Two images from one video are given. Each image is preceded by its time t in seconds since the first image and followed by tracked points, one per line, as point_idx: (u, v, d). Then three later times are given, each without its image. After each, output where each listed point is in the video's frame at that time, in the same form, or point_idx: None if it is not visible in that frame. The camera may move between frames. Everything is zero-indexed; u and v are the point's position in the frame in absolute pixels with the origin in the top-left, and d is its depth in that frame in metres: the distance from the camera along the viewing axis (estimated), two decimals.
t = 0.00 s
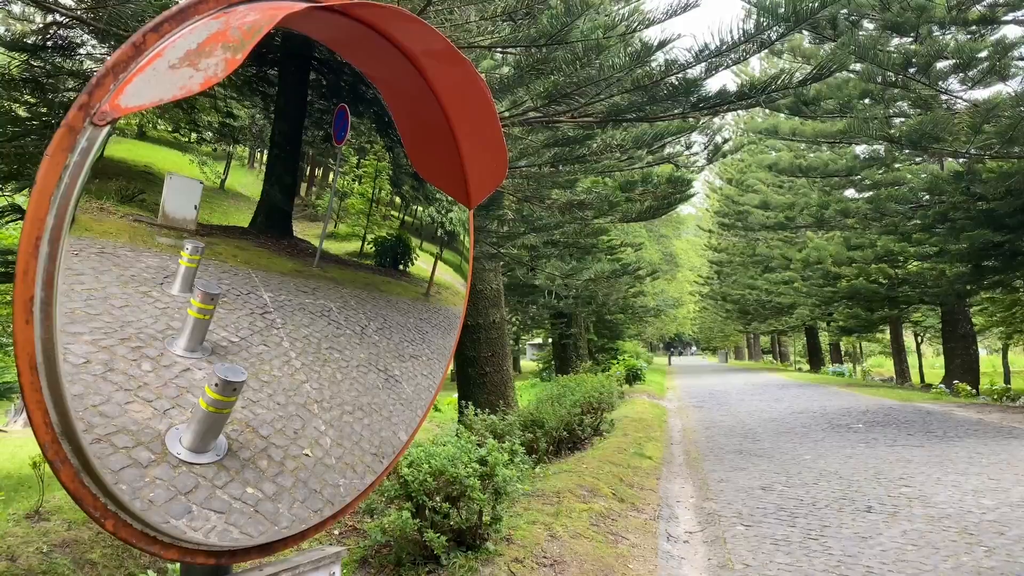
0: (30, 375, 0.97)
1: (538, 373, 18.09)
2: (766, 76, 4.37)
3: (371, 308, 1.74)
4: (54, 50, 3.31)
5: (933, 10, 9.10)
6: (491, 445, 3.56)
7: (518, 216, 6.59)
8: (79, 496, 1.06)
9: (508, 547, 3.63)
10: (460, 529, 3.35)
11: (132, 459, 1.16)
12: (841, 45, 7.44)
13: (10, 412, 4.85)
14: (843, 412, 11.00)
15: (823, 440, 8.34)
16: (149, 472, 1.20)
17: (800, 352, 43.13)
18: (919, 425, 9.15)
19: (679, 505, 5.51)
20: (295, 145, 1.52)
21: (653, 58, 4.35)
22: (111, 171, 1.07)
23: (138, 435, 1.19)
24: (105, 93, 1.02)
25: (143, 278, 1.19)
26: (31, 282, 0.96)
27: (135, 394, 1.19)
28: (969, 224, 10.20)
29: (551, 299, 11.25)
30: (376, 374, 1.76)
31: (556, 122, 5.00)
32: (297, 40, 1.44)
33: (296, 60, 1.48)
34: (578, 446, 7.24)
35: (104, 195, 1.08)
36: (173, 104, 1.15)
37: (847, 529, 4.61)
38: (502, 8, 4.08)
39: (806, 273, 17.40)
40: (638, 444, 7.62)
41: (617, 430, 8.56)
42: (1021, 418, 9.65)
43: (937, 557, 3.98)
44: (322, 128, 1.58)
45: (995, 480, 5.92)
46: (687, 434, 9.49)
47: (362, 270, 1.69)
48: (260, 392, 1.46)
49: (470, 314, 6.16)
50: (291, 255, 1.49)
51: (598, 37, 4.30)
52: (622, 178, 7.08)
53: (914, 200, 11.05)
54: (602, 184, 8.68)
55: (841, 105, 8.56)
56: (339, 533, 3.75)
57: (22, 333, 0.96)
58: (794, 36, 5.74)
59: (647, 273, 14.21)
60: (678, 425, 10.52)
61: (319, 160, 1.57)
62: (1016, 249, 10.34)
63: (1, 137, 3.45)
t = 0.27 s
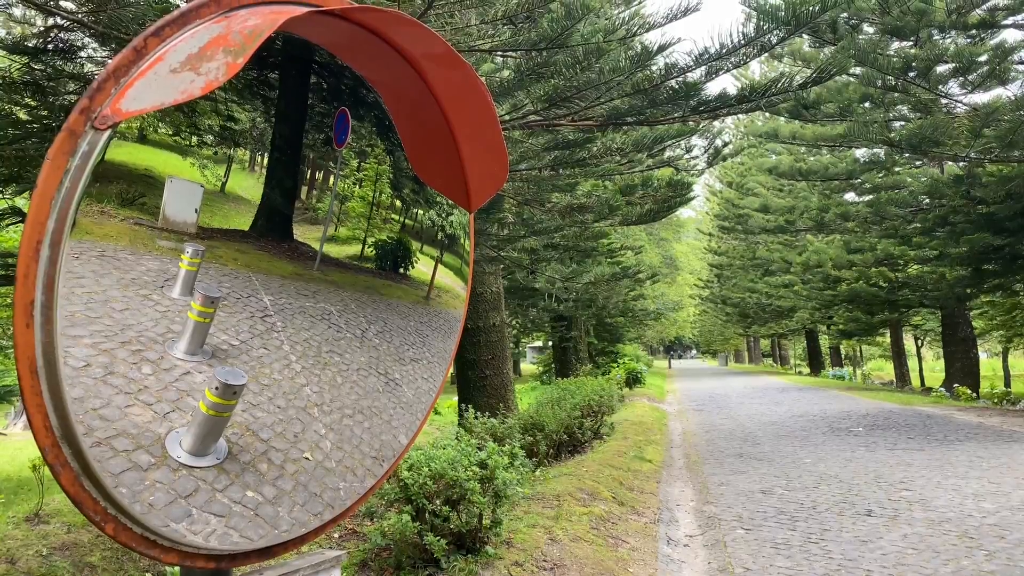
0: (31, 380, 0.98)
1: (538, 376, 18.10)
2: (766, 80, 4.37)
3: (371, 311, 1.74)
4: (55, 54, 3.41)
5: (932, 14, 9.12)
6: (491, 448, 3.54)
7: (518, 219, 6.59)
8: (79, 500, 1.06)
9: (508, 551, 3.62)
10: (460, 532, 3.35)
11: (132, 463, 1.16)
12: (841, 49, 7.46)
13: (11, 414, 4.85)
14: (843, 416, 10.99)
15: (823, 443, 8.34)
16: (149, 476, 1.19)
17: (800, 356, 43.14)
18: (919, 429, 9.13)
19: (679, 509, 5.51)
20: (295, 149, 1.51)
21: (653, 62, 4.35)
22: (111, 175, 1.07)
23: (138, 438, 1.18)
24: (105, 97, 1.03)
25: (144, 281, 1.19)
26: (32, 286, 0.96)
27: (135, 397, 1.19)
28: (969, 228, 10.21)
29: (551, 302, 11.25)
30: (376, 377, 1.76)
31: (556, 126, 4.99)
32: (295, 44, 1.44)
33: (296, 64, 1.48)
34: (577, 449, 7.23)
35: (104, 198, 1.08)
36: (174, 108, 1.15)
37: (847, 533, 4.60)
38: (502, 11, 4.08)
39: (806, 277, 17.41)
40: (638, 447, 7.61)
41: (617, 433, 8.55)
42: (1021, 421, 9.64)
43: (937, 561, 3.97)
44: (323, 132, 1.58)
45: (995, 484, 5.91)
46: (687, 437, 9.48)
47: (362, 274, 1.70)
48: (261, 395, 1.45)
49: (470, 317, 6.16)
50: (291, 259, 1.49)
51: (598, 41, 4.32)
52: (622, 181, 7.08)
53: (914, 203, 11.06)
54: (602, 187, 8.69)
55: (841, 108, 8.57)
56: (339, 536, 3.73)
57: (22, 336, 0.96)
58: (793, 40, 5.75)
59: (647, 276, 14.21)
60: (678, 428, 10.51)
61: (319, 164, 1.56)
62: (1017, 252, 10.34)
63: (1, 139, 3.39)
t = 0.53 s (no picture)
0: (34, 383, 0.98)
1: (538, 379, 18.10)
2: (766, 83, 4.38)
3: (372, 314, 1.74)
4: (56, 55, 3.40)
5: (931, 17, 9.15)
6: (491, 451, 3.54)
7: (518, 221, 6.59)
8: (80, 502, 1.06)
9: (508, 553, 3.63)
10: (460, 535, 3.35)
11: (132, 465, 1.16)
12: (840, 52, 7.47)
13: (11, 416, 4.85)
14: (842, 418, 10.99)
15: (822, 446, 8.34)
16: (150, 478, 1.19)
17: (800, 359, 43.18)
18: (919, 432, 9.12)
19: (679, 511, 5.51)
20: (296, 152, 1.51)
21: (653, 65, 4.35)
22: (114, 177, 1.07)
23: (139, 441, 1.18)
24: (108, 100, 1.03)
25: (145, 283, 1.19)
26: (35, 290, 0.97)
27: (136, 399, 1.19)
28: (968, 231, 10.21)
29: (551, 304, 11.26)
30: (377, 380, 1.76)
31: (556, 129, 4.99)
32: (295, 47, 1.44)
33: (297, 67, 1.48)
34: (577, 451, 7.23)
35: (106, 202, 1.08)
36: (176, 111, 1.15)
37: (847, 536, 4.59)
38: (503, 14, 4.08)
39: (806, 279, 17.42)
40: (637, 449, 7.60)
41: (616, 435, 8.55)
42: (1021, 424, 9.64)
43: (937, 564, 3.97)
44: (324, 135, 1.58)
45: (995, 487, 5.92)
46: (687, 440, 9.47)
47: (363, 276, 1.70)
48: (262, 398, 1.45)
49: (470, 319, 6.16)
50: (292, 261, 1.49)
51: (598, 44, 4.33)
52: (622, 184, 7.08)
53: (914, 206, 11.07)
54: (602, 190, 8.70)
55: (841, 111, 8.59)
56: (339, 539, 3.73)
57: (25, 337, 0.97)
58: (792, 43, 5.76)
59: (647, 278, 14.23)
60: (678, 430, 10.51)
61: (320, 166, 1.56)
62: (1016, 255, 10.35)
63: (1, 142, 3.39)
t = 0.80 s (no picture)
0: (36, 384, 0.98)
1: (537, 381, 18.10)
2: (765, 85, 4.38)
3: (372, 316, 1.75)
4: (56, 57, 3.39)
5: (930, 20, 9.17)
6: (491, 453, 3.54)
7: (517, 224, 6.60)
8: (82, 503, 1.06)
9: (507, 555, 3.63)
10: (458, 537, 3.34)
11: (132, 467, 1.16)
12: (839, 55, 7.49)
13: (10, 418, 4.84)
14: (842, 420, 10.99)
15: (822, 448, 8.33)
16: (150, 480, 1.20)
17: (799, 361, 43.20)
18: (918, 434, 9.13)
19: (678, 513, 5.50)
20: (296, 154, 1.51)
21: (652, 67, 4.36)
22: (116, 178, 1.08)
23: (138, 442, 1.19)
24: (109, 103, 1.03)
25: (145, 286, 1.20)
26: (37, 291, 0.97)
27: (136, 401, 1.19)
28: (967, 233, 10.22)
29: (550, 306, 11.25)
30: (377, 382, 1.76)
31: (556, 131, 4.99)
32: (296, 49, 1.45)
33: (297, 69, 1.48)
34: (576, 454, 7.23)
35: (106, 204, 1.08)
36: (177, 115, 1.16)
37: (846, 538, 4.60)
38: (502, 16, 4.08)
39: (805, 281, 17.43)
40: (636, 451, 7.60)
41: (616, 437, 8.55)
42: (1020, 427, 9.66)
43: (936, 566, 3.97)
44: (324, 137, 1.58)
45: (994, 489, 5.92)
46: (686, 442, 9.47)
47: (363, 279, 1.70)
48: (262, 400, 1.46)
49: (469, 321, 6.16)
50: (292, 264, 1.49)
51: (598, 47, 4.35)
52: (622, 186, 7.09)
53: (913, 209, 11.10)
54: (601, 191, 8.71)
55: (840, 114, 8.61)
56: (338, 541, 3.73)
57: (27, 340, 0.97)
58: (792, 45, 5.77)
59: (646, 280, 14.24)
60: (677, 432, 10.51)
61: (320, 168, 1.56)
62: (1015, 258, 10.36)
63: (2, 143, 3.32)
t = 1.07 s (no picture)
0: (36, 386, 0.99)
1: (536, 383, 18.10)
2: (763, 88, 4.39)
3: (371, 318, 1.75)
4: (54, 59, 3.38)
5: (928, 22, 9.18)
6: (489, 455, 3.54)
7: (516, 226, 6.61)
8: (82, 506, 1.07)
9: (505, 557, 3.63)
10: (457, 539, 3.35)
11: (132, 469, 1.17)
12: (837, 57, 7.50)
13: (8, 420, 4.85)
14: (840, 422, 11.00)
15: (819, 450, 8.34)
16: (149, 482, 1.20)
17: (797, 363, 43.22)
18: (916, 436, 9.14)
19: (677, 515, 5.51)
20: (296, 157, 1.52)
21: (650, 70, 4.38)
22: (117, 181, 1.08)
23: (138, 444, 1.19)
24: (110, 108, 1.04)
25: (145, 288, 1.20)
26: (38, 295, 0.98)
27: (135, 404, 1.20)
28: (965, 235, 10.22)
29: (549, 308, 11.26)
30: (376, 384, 1.77)
31: (554, 134, 5.00)
32: (295, 53, 1.46)
33: (297, 72, 1.49)
34: (575, 455, 7.23)
35: (106, 206, 1.08)
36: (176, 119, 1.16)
37: (844, 540, 4.60)
38: (500, 18, 4.09)
39: (804, 283, 17.44)
40: (635, 454, 7.60)
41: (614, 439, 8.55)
42: (1017, 429, 9.67)
43: (934, 568, 3.98)
44: (323, 139, 1.59)
45: (992, 491, 5.93)
46: (685, 444, 9.47)
47: (362, 281, 1.71)
48: (261, 402, 1.46)
49: (468, 323, 6.16)
50: (292, 266, 1.50)
51: (597, 49, 4.37)
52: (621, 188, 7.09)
53: (912, 211, 11.13)
54: (599, 193, 8.73)
55: (838, 116, 8.63)
56: (337, 543, 3.72)
57: (28, 343, 0.97)
58: (790, 47, 5.79)
59: (644, 282, 14.25)
60: (676, 434, 10.52)
61: (319, 171, 1.57)
62: (1013, 260, 10.37)
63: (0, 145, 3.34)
